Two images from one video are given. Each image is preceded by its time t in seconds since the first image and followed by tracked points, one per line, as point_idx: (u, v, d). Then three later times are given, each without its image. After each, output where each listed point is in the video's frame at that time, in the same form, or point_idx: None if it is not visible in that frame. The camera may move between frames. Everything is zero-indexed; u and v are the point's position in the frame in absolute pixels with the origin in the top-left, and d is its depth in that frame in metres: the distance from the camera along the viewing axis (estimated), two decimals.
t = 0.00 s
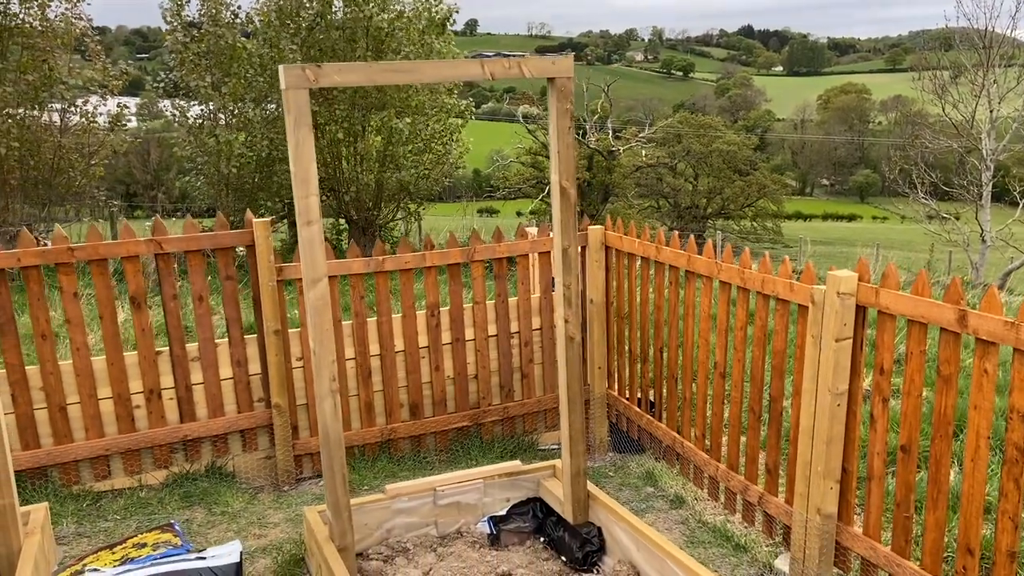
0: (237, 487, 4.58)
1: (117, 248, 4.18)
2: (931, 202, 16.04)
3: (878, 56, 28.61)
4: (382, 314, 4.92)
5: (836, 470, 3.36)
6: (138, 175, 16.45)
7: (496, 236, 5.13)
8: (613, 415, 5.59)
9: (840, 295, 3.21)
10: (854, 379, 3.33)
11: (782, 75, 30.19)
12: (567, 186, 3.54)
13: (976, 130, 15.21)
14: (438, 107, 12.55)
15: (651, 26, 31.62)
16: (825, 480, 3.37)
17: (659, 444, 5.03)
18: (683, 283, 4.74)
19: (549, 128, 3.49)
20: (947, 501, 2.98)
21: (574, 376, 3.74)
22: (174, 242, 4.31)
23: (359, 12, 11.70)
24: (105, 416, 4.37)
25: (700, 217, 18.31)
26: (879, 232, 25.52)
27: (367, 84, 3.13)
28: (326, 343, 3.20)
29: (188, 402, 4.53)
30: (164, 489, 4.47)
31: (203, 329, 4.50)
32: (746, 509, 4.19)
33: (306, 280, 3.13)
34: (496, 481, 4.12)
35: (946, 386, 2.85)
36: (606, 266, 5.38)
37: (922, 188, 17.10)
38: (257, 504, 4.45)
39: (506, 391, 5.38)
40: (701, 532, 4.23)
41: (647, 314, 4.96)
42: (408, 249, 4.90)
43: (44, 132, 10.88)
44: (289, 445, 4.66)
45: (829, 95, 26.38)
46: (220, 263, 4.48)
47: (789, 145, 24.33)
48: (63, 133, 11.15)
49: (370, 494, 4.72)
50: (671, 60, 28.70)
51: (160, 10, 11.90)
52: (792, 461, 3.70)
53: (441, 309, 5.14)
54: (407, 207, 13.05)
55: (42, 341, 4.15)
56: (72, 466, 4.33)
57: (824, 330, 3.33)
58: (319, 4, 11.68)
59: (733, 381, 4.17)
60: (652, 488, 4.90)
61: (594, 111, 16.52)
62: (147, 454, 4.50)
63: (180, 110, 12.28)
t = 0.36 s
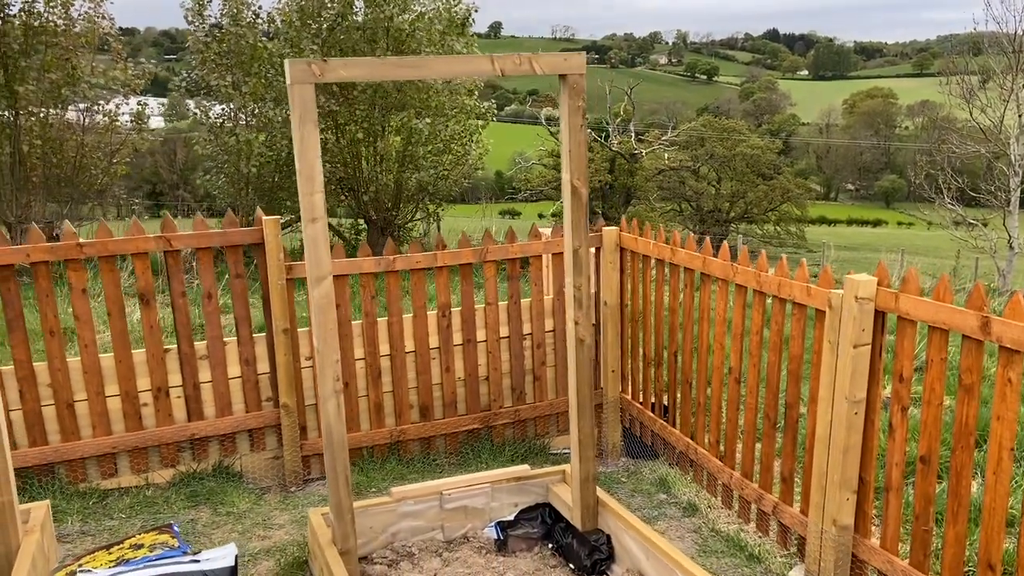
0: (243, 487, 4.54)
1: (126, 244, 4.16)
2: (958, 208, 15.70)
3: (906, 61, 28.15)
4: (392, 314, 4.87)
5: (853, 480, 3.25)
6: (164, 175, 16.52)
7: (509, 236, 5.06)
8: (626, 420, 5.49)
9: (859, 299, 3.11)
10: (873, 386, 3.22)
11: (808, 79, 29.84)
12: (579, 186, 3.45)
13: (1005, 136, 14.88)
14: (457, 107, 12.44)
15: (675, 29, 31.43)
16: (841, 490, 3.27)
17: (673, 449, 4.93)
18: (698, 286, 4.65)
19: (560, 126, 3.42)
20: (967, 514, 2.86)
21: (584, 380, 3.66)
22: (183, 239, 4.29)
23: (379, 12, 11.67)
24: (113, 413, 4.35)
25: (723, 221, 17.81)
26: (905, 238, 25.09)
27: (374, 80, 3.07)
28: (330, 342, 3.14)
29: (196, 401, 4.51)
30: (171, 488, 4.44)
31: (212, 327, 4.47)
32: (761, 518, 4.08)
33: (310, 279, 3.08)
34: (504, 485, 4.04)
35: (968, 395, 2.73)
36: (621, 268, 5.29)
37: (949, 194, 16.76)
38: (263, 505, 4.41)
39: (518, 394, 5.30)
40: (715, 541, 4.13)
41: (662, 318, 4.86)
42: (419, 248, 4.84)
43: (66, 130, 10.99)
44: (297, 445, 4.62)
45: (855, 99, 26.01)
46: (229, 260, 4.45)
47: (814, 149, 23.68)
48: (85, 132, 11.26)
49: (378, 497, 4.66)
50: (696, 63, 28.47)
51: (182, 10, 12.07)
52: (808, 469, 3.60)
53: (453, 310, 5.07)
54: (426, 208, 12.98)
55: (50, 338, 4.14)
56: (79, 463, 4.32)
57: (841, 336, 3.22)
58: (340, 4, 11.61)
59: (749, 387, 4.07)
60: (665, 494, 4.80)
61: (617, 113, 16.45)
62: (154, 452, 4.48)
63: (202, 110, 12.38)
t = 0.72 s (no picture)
0: (249, 490, 4.52)
1: (136, 243, 4.15)
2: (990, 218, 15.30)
3: (941, 67, 27.62)
4: (402, 317, 4.82)
5: (869, 498, 3.14)
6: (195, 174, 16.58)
7: (522, 240, 4.99)
8: (640, 429, 5.39)
9: (877, 311, 3.00)
10: (890, 400, 3.10)
11: (840, 85, 29.39)
12: (589, 190, 3.37)
13: None
14: (479, 109, 12.35)
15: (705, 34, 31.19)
16: (856, 508, 3.16)
17: (686, 461, 4.83)
18: (714, 293, 4.54)
19: (571, 128, 3.34)
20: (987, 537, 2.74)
21: (593, 389, 3.57)
22: (193, 239, 4.27)
23: (403, 15, 11.71)
24: (121, 413, 4.35)
25: (750, 227, 17.58)
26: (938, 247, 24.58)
27: (380, 80, 3.02)
28: (332, 347, 3.08)
29: (204, 402, 4.49)
30: (177, 489, 4.43)
31: (221, 328, 4.44)
32: (774, 534, 3.97)
33: (313, 282, 3.02)
34: (510, 494, 3.97)
35: (989, 414, 2.62)
36: (636, 274, 5.20)
37: (982, 203, 16.35)
38: (268, 508, 4.37)
39: (529, 401, 5.22)
40: (726, 556, 4.02)
41: (677, 325, 4.75)
42: (430, 251, 4.79)
43: (94, 129, 11.09)
44: (304, 449, 4.58)
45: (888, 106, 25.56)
46: (239, 260, 4.43)
47: (845, 156, 23.39)
48: (112, 132, 11.34)
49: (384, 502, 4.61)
50: (725, 68, 28.29)
51: (208, 12, 12.22)
52: (823, 486, 3.48)
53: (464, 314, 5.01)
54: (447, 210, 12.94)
55: (59, 336, 4.14)
56: (86, 462, 4.32)
57: (859, 348, 3.11)
58: (365, 6, 11.64)
59: (764, 398, 3.96)
60: (677, 507, 4.69)
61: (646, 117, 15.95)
62: (162, 453, 4.47)
63: (228, 110, 12.48)
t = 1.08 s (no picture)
0: (256, 488, 4.52)
1: (148, 240, 4.18)
2: None
3: (987, 75, 26.90)
4: (411, 319, 4.80)
5: (877, 516, 3.03)
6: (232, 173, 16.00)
7: (534, 244, 4.94)
8: (651, 438, 5.29)
9: (888, 323, 2.90)
10: (900, 416, 3.00)
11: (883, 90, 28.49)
12: (594, 194, 3.33)
13: None
14: (505, 112, 12.24)
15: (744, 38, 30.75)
16: (864, 526, 3.05)
17: (696, 472, 4.73)
18: (727, 301, 4.45)
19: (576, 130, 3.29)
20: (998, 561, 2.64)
21: (596, 396, 3.51)
22: (204, 237, 4.29)
23: (432, 19, 11.70)
24: (130, 408, 4.39)
25: (786, 234, 17.32)
26: (979, 258, 23.87)
27: (381, 79, 2.99)
28: (330, 348, 3.06)
29: (212, 399, 4.50)
30: (184, 485, 4.45)
31: (230, 326, 4.46)
32: (782, 550, 3.86)
33: (312, 282, 3.01)
34: (513, 501, 3.92)
35: (1001, 433, 2.52)
36: (648, 280, 5.11)
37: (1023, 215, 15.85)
38: (273, 507, 4.37)
39: (538, 406, 5.17)
40: (733, 571, 3.93)
41: (689, 334, 4.66)
42: (440, 253, 4.75)
43: (128, 128, 11.22)
44: (310, 448, 4.58)
45: (931, 114, 24.80)
46: (249, 260, 4.44)
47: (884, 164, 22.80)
48: (144, 130, 11.48)
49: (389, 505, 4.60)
50: (763, 74, 27.65)
51: (239, 14, 12.34)
52: (831, 502, 3.38)
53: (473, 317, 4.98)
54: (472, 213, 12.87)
55: (71, 331, 4.19)
56: (95, 457, 4.36)
57: (869, 361, 3.00)
58: (395, 8, 11.67)
59: (774, 410, 3.85)
60: (686, 519, 4.60)
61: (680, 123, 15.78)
62: (170, 449, 4.49)
63: (256, 111, 12.53)
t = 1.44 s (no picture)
0: (261, 476, 4.57)
1: (159, 229, 4.24)
2: None
3: None
4: (418, 312, 4.82)
5: (876, 519, 2.97)
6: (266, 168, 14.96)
7: (543, 239, 4.92)
8: (659, 437, 5.24)
9: (890, 324, 2.84)
10: (902, 418, 2.94)
11: (926, 93, 26.90)
12: (594, 187, 3.31)
13: None
14: (529, 109, 12.07)
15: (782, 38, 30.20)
16: (863, 529, 3.00)
17: (702, 472, 4.67)
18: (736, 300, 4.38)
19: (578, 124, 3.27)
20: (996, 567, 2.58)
21: (594, 392, 3.49)
22: (214, 227, 4.34)
23: (458, 14, 11.73)
24: (140, 394, 4.46)
25: (821, 237, 15.66)
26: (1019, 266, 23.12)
27: (382, 70, 3.00)
28: (326, 337, 3.07)
29: (220, 387, 4.55)
30: (191, 471, 4.51)
31: (239, 315, 4.50)
32: (784, 552, 3.80)
33: (309, 270, 3.02)
34: (512, 495, 3.91)
35: (1001, 436, 2.46)
36: (659, 278, 5.06)
37: None
38: (276, 495, 4.40)
39: (545, 402, 5.15)
40: (734, 572, 3.89)
41: (698, 332, 4.60)
42: (448, 246, 4.76)
43: (157, 121, 11.38)
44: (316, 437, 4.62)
45: (972, 116, 22.98)
46: (258, 249, 4.48)
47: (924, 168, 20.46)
48: (173, 123, 11.61)
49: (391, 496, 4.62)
50: (802, 73, 26.15)
51: (268, 9, 12.44)
52: (832, 504, 3.32)
53: (481, 311, 4.97)
54: (495, 210, 12.69)
55: (83, 316, 4.26)
56: (105, 441, 4.44)
57: (871, 361, 2.95)
58: (421, 4, 11.71)
59: (778, 410, 3.80)
60: (690, 518, 4.55)
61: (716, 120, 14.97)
62: (178, 435, 4.55)
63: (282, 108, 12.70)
